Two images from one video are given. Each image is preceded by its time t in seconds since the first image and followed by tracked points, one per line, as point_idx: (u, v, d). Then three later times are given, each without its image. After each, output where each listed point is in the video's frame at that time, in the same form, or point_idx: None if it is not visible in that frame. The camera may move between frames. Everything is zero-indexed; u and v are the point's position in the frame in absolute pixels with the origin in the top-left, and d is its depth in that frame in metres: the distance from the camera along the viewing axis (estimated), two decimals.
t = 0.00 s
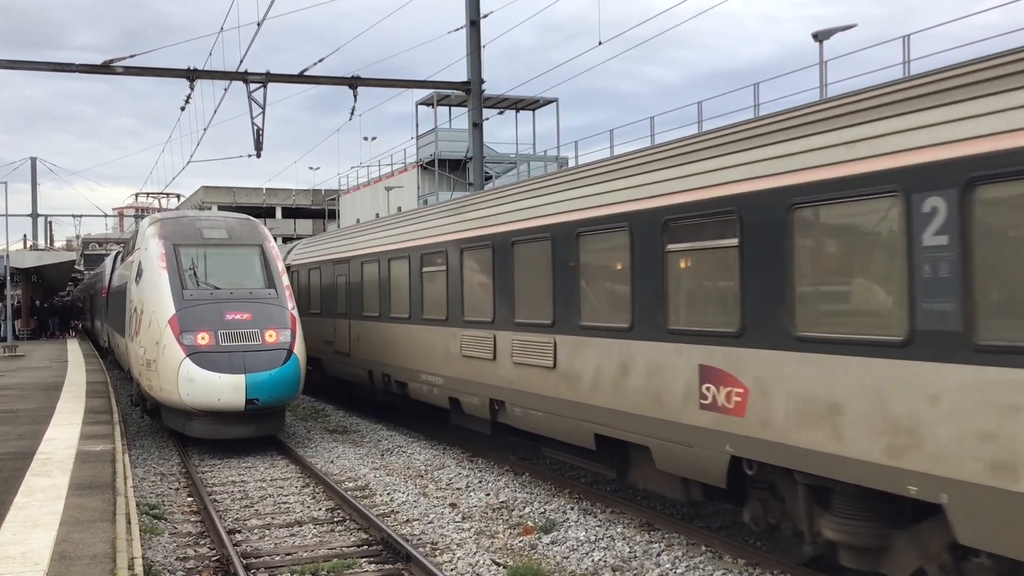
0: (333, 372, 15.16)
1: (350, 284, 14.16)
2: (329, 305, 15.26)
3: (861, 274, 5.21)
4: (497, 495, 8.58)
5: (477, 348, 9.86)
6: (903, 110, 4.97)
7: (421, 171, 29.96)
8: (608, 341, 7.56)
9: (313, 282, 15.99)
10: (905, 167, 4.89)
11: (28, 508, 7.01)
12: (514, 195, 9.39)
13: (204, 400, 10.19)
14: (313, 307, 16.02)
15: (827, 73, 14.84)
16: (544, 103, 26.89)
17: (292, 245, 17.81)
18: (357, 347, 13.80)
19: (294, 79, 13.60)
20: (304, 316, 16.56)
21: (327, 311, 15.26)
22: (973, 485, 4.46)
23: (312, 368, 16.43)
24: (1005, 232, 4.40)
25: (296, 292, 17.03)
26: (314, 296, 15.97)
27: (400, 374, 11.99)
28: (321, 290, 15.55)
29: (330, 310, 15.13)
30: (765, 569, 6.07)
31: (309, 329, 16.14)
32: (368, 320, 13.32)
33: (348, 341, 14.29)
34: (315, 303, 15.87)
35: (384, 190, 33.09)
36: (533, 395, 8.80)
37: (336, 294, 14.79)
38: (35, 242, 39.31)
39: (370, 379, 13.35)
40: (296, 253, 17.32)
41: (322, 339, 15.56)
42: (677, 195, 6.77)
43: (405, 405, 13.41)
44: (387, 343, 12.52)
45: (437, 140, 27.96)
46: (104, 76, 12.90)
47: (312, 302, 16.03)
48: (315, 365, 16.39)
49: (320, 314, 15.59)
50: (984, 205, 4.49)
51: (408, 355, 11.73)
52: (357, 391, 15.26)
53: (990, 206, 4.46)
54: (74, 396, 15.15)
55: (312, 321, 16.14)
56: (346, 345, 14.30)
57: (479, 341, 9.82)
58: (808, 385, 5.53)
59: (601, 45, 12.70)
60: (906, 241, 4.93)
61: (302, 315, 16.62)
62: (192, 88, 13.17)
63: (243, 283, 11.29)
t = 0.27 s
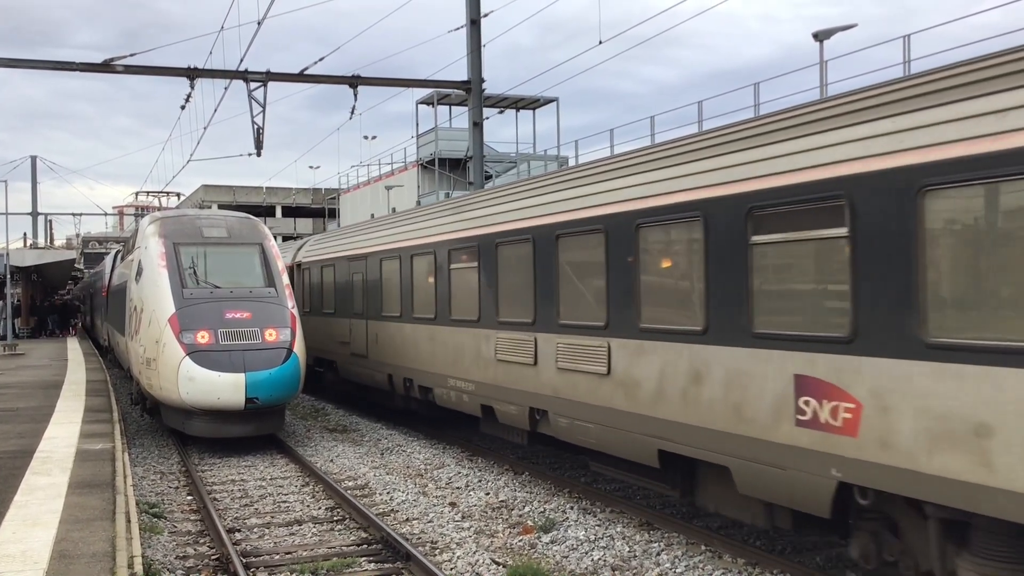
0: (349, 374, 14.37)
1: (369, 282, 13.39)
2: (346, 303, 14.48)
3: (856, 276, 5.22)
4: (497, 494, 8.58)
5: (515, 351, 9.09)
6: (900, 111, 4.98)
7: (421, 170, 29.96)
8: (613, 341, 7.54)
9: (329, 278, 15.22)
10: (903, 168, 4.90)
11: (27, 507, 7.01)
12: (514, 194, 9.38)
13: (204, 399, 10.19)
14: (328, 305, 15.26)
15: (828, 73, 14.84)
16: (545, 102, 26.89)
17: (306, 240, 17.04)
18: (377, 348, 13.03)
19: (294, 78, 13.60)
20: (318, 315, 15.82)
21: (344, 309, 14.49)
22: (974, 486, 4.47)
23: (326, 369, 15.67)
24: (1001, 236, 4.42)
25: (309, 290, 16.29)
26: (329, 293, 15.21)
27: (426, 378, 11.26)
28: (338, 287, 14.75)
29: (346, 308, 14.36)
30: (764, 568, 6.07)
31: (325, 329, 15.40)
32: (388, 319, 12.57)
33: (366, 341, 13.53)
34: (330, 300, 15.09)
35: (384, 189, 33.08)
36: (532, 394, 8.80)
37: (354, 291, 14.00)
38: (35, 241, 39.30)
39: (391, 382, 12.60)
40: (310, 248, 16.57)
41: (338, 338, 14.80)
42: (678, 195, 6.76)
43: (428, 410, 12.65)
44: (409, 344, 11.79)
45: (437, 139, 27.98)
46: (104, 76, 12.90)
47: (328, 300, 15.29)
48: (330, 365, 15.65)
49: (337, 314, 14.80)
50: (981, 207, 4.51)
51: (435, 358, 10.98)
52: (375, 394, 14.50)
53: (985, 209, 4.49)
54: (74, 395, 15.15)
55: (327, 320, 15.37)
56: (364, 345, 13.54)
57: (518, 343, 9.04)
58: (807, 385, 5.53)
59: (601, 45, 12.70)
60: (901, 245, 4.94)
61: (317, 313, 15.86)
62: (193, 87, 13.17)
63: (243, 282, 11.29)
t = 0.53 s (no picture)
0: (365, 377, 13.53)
1: (388, 280, 12.55)
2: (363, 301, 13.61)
3: (855, 275, 5.21)
4: (497, 493, 8.58)
5: (562, 357, 8.22)
6: (897, 110, 4.99)
7: (421, 169, 29.95)
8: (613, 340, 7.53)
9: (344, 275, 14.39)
10: (903, 167, 4.89)
11: (27, 505, 7.01)
12: (514, 193, 9.38)
13: (204, 398, 10.19)
14: (343, 303, 14.42)
15: (828, 72, 14.84)
16: (545, 101, 26.87)
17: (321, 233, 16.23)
18: (396, 351, 12.22)
19: (294, 76, 13.59)
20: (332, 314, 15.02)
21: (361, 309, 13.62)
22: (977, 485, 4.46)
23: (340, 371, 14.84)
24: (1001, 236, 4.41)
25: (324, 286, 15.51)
26: (344, 290, 14.39)
27: (455, 386, 10.41)
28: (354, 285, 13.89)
29: (363, 307, 13.52)
30: (764, 567, 6.07)
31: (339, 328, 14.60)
32: (411, 320, 11.74)
33: (384, 343, 12.72)
34: (347, 299, 14.26)
35: (384, 187, 33.07)
36: (532, 392, 8.80)
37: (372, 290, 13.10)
38: (35, 239, 39.28)
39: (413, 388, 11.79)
40: (326, 242, 15.73)
41: (354, 339, 13.96)
42: (677, 193, 6.76)
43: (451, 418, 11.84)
44: (434, 349, 10.99)
45: (438, 137, 27.98)
46: (104, 74, 12.89)
47: (342, 297, 14.48)
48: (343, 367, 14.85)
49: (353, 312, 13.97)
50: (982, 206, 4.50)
51: (466, 364, 10.14)
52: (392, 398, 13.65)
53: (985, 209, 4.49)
54: (74, 393, 15.15)
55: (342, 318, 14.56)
56: (382, 347, 12.72)
57: (566, 348, 8.17)
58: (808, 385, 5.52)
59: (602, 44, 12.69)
60: (903, 245, 4.93)
61: (331, 311, 15.05)
62: (193, 85, 13.16)
63: (243, 281, 11.29)
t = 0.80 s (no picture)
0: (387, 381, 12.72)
1: (414, 278, 11.71)
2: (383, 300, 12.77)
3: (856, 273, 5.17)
4: (497, 491, 8.58)
5: (619, 363, 7.44)
6: (895, 108, 4.98)
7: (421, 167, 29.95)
8: (611, 338, 7.56)
9: (365, 272, 13.56)
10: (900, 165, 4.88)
11: (27, 503, 7.01)
12: (515, 191, 9.39)
13: (205, 396, 10.20)
14: (363, 302, 13.60)
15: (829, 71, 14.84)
16: (546, 99, 26.86)
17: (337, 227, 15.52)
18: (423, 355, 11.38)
19: (295, 74, 13.59)
20: (350, 313, 14.23)
21: (382, 309, 12.78)
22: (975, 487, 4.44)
23: (357, 374, 14.12)
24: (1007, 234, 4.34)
25: (340, 283, 14.72)
26: (364, 289, 13.56)
27: (489, 393, 9.65)
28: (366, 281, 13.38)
29: (385, 307, 12.68)
30: (763, 566, 6.07)
31: (359, 329, 13.78)
32: (438, 321, 10.92)
33: (408, 345, 11.88)
34: (366, 299, 13.47)
35: (385, 185, 33.07)
36: (558, 393, 8.37)
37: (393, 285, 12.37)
38: (36, 237, 39.29)
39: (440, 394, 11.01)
40: (343, 236, 14.93)
41: (374, 341, 13.12)
42: (677, 192, 6.75)
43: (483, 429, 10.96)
44: (468, 351, 10.14)
45: (438, 135, 28.00)
46: (105, 71, 12.90)
47: (362, 296, 13.65)
48: (362, 369, 14.08)
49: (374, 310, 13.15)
50: (986, 204, 4.43)
51: (505, 371, 9.34)
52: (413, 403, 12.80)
53: (991, 205, 4.41)
54: (75, 391, 15.16)
55: (360, 318, 13.74)
56: (406, 350, 11.88)
57: (624, 353, 7.38)
58: (816, 384, 5.44)
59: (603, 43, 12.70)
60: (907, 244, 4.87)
61: (350, 311, 14.22)
62: (193, 83, 13.16)
63: (244, 279, 11.29)
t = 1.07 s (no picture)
0: (409, 385, 11.83)
1: (442, 274, 10.80)
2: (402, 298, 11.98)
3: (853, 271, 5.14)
4: (497, 490, 8.58)
5: (693, 370, 6.47)
6: (889, 106, 4.98)
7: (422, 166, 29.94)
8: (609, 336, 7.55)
9: (385, 269, 12.69)
10: (893, 163, 4.88)
11: (28, 501, 7.01)
12: (515, 189, 9.38)
13: (205, 394, 10.20)
14: (381, 301, 12.73)
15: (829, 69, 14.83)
16: (547, 97, 26.85)
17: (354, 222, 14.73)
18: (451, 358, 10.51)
19: (295, 72, 13.58)
20: (366, 313, 13.34)
21: (404, 309, 11.87)
22: (969, 484, 4.43)
23: (375, 377, 13.27)
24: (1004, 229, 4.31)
25: (356, 281, 13.84)
26: (382, 287, 12.69)
27: (487, 392, 9.65)
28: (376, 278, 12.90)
29: (407, 306, 11.79)
30: (764, 564, 6.07)
31: (376, 331, 12.90)
32: (471, 321, 10.01)
33: (434, 346, 10.97)
34: (385, 299, 12.58)
35: (385, 184, 33.07)
36: (614, 402, 7.45)
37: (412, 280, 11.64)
38: (36, 235, 39.29)
39: (473, 401, 10.11)
40: (359, 232, 14.08)
41: (393, 343, 12.23)
42: (675, 190, 6.74)
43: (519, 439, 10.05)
44: (503, 355, 9.30)
45: (439, 134, 28.01)
46: (106, 70, 12.89)
47: (380, 295, 12.78)
48: (381, 373, 13.21)
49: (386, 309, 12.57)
50: (984, 200, 4.40)
51: (548, 376, 8.45)
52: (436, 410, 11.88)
53: (989, 203, 4.38)
54: (76, 389, 15.16)
55: (378, 318, 12.85)
56: (432, 353, 10.99)
57: (698, 357, 6.43)
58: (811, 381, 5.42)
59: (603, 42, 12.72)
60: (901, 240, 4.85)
61: (366, 310, 13.33)
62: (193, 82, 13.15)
63: (244, 277, 11.28)
